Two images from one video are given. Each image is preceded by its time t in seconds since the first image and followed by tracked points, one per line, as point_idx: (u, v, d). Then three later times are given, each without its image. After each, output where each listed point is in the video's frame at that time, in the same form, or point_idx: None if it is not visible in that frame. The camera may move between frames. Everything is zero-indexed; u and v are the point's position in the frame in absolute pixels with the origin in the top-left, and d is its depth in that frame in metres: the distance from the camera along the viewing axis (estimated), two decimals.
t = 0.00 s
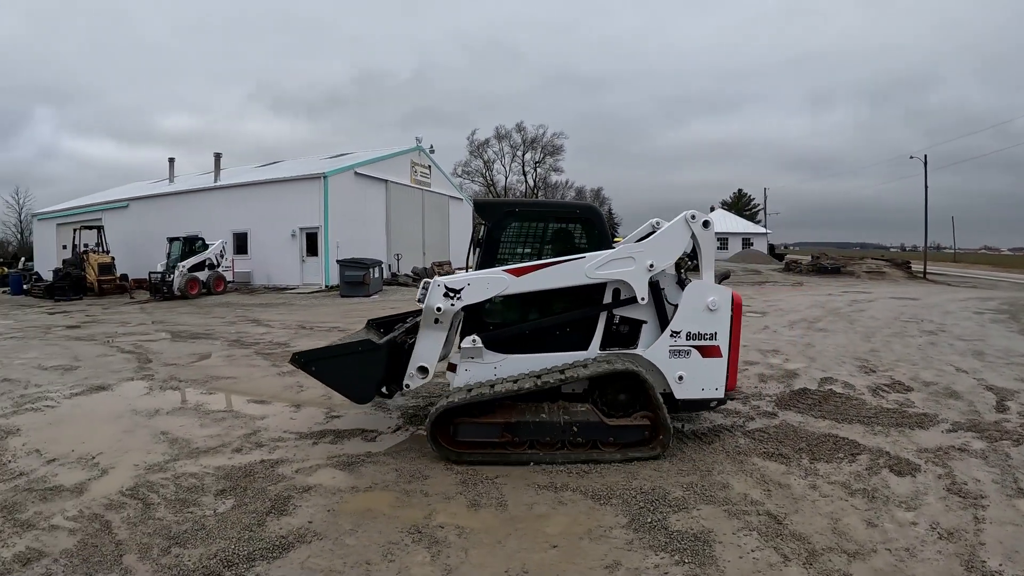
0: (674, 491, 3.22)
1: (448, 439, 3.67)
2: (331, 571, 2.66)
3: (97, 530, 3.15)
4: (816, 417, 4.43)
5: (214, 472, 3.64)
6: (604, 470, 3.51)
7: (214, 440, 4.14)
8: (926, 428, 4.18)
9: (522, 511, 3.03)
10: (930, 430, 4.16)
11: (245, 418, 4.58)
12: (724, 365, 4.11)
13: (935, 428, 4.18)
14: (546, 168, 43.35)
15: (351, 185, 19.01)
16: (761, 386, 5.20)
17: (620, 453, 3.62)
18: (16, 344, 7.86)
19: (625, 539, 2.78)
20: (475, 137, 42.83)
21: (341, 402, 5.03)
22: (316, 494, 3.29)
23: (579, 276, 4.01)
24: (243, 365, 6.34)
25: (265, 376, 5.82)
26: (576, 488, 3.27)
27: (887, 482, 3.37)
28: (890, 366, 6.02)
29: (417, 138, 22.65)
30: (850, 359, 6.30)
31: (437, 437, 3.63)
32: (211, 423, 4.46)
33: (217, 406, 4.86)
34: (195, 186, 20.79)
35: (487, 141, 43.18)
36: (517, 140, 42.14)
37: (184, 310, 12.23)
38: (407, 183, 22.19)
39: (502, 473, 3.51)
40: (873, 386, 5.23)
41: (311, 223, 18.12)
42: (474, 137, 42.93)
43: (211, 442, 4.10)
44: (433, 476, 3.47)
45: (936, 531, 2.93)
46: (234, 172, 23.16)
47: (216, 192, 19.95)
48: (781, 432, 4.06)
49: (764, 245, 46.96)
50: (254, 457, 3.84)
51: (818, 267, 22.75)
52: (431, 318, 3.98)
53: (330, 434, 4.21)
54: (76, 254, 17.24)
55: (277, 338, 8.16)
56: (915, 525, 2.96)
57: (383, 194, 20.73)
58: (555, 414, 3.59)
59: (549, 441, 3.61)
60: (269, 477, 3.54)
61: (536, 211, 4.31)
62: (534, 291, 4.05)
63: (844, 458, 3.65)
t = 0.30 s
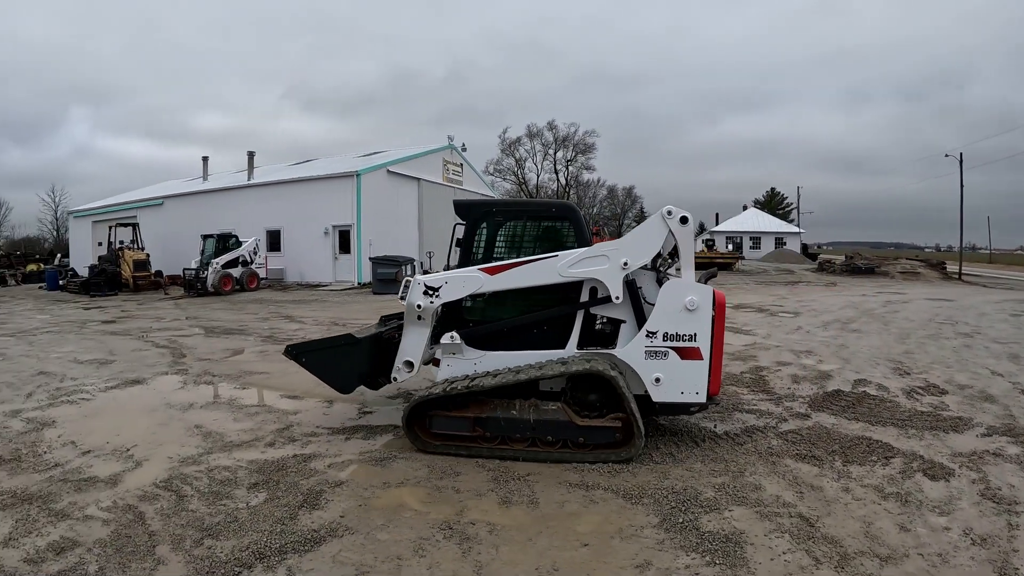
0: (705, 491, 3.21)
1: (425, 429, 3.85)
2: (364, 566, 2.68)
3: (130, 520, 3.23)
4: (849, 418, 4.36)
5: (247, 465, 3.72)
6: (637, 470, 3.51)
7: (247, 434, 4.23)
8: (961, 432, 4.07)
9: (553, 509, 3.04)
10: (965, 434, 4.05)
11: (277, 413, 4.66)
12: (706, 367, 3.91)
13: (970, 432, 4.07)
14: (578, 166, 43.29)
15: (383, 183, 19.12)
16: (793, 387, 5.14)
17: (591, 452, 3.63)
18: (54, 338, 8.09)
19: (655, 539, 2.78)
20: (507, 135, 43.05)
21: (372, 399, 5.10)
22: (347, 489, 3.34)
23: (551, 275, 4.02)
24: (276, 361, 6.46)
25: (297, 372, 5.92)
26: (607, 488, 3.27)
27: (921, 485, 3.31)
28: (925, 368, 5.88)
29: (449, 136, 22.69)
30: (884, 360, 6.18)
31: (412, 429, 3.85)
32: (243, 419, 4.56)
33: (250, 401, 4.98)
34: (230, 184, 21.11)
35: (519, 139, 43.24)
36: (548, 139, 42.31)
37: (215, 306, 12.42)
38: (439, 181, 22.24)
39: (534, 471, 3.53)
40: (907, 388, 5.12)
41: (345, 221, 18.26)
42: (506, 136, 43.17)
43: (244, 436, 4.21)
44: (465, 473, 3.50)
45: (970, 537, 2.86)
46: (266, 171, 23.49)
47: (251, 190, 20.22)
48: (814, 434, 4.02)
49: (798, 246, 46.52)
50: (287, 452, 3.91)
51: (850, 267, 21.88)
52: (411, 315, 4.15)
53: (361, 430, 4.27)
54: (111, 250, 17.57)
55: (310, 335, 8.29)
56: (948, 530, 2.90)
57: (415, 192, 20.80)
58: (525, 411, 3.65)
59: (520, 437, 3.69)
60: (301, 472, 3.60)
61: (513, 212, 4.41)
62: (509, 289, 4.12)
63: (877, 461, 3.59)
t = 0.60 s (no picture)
0: (736, 493, 3.21)
1: (409, 419, 4.06)
2: (393, 562, 2.70)
3: (161, 512, 3.29)
4: (881, 421, 4.29)
5: (278, 460, 3.79)
6: (668, 471, 3.51)
7: (279, 430, 4.32)
8: (996, 437, 3.96)
9: (583, 509, 3.06)
10: (1001, 439, 3.93)
11: (308, 409, 4.75)
12: (682, 370, 3.85)
13: (1006, 437, 3.95)
14: (609, 165, 43.16)
15: (413, 182, 19.20)
16: (825, 390, 5.08)
17: (563, 449, 3.70)
18: (89, 332, 8.26)
19: (686, 540, 2.78)
20: (537, 136, 43.20)
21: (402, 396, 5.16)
22: (377, 485, 3.39)
23: (530, 274, 4.08)
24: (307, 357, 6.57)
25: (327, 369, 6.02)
26: (638, 488, 3.29)
27: (954, 491, 3.25)
28: (960, 372, 5.72)
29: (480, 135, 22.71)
30: (917, 363, 6.05)
31: (398, 417, 4.06)
32: (275, 414, 4.66)
33: (281, 397, 5.09)
34: (261, 183, 21.37)
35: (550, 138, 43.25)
36: (578, 138, 42.40)
37: (247, 303, 12.59)
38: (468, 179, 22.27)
39: (565, 470, 3.56)
40: (941, 392, 5.00)
41: (376, 218, 18.37)
42: (536, 136, 43.29)
43: (276, 431, 4.30)
44: (495, 472, 3.54)
45: (1003, 545, 2.78)
46: (295, 170, 23.77)
47: (282, 189, 20.48)
48: (846, 437, 3.98)
49: (829, 245, 46.13)
50: (318, 447, 3.99)
51: (884, 268, 21.10)
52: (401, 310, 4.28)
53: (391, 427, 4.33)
54: (145, 247, 17.82)
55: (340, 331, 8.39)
56: (980, 538, 2.83)
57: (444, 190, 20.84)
58: (500, 405, 3.77)
59: (496, 431, 3.82)
60: (331, 467, 3.66)
61: (498, 211, 4.51)
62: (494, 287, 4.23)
63: (909, 466, 3.53)
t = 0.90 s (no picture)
0: (764, 496, 3.21)
1: (397, 411, 4.26)
2: (419, 559, 2.73)
3: (189, 505, 3.35)
4: (909, 425, 4.25)
5: (306, 456, 3.86)
6: (695, 472, 3.52)
7: (306, 426, 4.41)
8: None
9: (610, 509, 3.09)
10: None
11: (335, 406, 4.83)
12: (657, 370, 3.83)
13: None
14: (636, 164, 43.05)
15: (441, 180, 19.25)
16: (853, 392, 5.05)
17: (539, 444, 3.83)
18: (118, 327, 8.40)
19: (713, 542, 2.79)
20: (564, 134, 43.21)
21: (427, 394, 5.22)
22: (404, 483, 3.44)
23: (509, 277, 4.13)
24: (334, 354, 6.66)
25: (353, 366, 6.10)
26: (664, 488, 3.31)
27: (982, 497, 3.21)
28: (991, 376, 5.62)
29: (507, 134, 22.69)
30: (946, 367, 5.97)
31: (385, 408, 4.26)
32: (303, 410, 4.75)
33: (308, 393, 5.19)
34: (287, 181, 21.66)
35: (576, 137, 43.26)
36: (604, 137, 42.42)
37: (274, 299, 12.75)
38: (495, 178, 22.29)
39: (592, 469, 3.59)
40: (972, 396, 4.93)
41: (403, 216, 18.44)
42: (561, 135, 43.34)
43: (303, 427, 4.39)
44: (523, 470, 3.59)
45: None
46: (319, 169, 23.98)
47: (309, 187, 20.70)
48: (873, 441, 3.95)
49: (858, 245, 45.66)
50: (345, 444, 4.07)
51: (913, 269, 20.63)
52: (392, 314, 4.45)
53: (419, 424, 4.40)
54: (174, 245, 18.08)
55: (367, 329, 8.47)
56: (1010, 545, 2.79)
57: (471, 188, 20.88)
58: (480, 399, 3.93)
59: (476, 424, 3.97)
60: (357, 464, 3.72)
61: (483, 212, 4.58)
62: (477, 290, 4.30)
63: (937, 471, 3.50)
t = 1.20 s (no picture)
0: (776, 496, 3.21)
1: (378, 404, 4.43)
2: (432, 556, 2.75)
3: (202, 501, 3.37)
4: (923, 427, 4.23)
5: (319, 453, 3.89)
6: (707, 471, 3.53)
7: (319, 424, 4.45)
8: None
9: (622, 508, 3.10)
10: None
11: (348, 403, 4.87)
12: (622, 364, 3.86)
13: None
14: (648, 163, 42.96)
15: (455, 178, 19.27)
16: (866, 393, 5.04)
17: (510, 436, 3.96)
18: (132, 323, 8.47)
19: (725, 542, 2.80)
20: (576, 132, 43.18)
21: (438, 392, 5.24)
22: (415, 480, 3.46)
23: (480, 280, 4.21)
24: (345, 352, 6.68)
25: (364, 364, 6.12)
26: (676, 488, 3.32)
27: (995, 500, 3.20)
28: (1006, 378, 5.58)
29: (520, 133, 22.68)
30: (960, 369, 5.94)
31: (368, 402, 4.45)
32: (316, 408, 4.79)
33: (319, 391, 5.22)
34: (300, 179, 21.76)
35: (589, 136, 43.20)
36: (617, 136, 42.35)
37: (287, 296, 12.81)
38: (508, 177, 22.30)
39: (603, 468, 3.60)
40: (986, 399, 4.90)
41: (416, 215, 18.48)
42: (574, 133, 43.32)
43: (314, 425, 4.42)
44: (535, 468, 3.60)
45: None
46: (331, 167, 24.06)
47: (321, 185, 20.77)
48: (887, 442, 3.94)
49: (872, 245, 45.46)
50: (357, 442, 4.10)
51: (927, 270, 20.43)
52: (374, 321, 4.57)
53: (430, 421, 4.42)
54: (188, 242, 18.19)
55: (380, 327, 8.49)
56: None
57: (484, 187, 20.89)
58: (454, 393, 4.09)
59: (451, 416, 4.13)
60: (370, 462, 3.74)
61: (456, 212, 4.62)
62: (449, 295, 4.38)
63: (950, 473, 3.49)
